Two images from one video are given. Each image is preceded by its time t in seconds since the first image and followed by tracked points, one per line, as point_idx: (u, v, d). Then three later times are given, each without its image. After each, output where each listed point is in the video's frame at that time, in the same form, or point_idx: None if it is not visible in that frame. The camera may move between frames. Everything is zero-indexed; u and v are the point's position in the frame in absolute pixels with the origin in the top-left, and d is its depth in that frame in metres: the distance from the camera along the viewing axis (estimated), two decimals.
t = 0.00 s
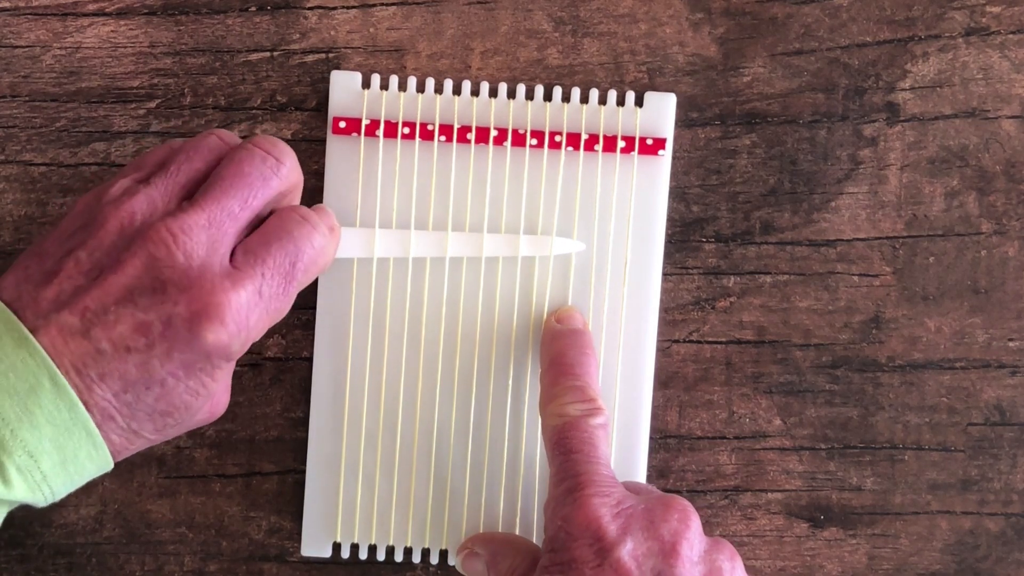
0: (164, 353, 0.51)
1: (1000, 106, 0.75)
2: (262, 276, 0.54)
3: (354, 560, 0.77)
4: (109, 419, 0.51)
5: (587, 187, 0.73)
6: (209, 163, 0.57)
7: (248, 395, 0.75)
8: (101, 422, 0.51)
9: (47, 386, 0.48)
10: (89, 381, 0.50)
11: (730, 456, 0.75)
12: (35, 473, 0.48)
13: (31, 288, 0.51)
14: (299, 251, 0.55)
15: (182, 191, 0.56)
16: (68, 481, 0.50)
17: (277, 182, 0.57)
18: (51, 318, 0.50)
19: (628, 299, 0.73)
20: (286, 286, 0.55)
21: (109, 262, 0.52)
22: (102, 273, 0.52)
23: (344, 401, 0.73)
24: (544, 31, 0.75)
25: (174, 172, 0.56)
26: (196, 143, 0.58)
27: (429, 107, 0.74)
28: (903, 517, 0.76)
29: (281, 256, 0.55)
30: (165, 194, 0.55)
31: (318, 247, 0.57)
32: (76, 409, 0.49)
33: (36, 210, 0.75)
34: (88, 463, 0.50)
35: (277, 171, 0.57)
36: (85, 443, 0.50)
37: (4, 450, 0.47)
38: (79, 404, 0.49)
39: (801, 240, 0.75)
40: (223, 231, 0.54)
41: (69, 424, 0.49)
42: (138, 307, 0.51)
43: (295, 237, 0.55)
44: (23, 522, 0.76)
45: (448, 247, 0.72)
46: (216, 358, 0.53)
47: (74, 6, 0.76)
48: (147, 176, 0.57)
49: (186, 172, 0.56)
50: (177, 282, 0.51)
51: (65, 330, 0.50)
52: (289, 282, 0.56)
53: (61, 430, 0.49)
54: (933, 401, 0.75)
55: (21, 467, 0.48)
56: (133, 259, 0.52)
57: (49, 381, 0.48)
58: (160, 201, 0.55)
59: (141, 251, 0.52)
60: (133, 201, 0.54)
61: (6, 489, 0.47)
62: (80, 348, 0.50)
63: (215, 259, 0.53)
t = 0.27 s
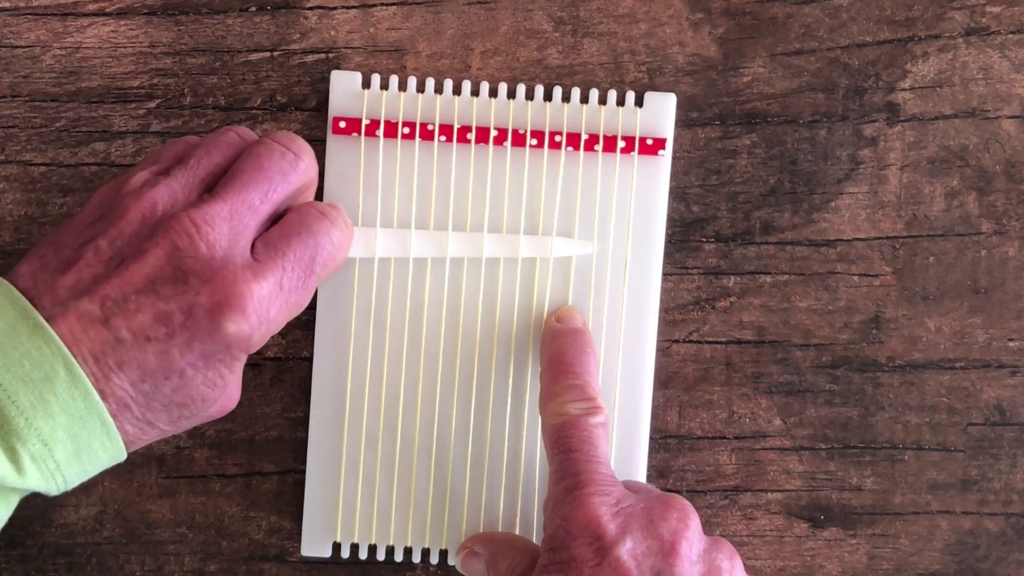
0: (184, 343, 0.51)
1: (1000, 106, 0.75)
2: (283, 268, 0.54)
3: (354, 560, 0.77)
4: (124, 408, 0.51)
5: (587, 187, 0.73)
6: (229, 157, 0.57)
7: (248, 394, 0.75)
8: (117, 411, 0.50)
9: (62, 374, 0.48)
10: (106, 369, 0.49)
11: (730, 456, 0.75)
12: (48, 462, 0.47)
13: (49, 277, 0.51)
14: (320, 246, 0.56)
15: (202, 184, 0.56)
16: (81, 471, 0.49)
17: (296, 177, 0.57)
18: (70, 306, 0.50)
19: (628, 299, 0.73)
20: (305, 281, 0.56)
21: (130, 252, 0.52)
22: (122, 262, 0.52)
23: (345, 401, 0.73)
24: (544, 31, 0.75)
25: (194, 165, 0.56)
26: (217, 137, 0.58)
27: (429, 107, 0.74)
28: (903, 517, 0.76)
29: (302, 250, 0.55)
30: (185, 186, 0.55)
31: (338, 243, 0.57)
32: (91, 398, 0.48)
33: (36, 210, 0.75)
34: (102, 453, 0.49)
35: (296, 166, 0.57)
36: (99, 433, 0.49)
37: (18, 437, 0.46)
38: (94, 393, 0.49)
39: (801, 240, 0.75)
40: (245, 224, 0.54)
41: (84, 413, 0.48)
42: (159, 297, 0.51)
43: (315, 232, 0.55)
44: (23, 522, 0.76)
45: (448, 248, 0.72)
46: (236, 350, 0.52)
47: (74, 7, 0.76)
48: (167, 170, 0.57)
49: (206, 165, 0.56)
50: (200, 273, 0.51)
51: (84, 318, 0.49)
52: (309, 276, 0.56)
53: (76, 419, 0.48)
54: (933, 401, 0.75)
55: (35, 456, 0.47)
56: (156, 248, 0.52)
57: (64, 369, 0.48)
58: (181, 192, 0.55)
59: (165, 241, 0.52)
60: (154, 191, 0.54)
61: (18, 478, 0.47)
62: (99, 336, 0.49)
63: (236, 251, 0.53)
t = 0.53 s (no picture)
0: (164, 343, 0.50)
1: (1000, 106, 0.75)
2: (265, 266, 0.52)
3: (354, 560, 0.77)
4: (104, 408, 0.51)
5: (587, 187, 0.73)
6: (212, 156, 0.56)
7: (248, 394, 0.75)
8: (98, 411, 0.51)
9: (40, 375, 0.48)
10: (86, 370, 0.49)
11: (730, 456, 0.75)
12: (29, 461, 0.48)
13: (28, 278, 0.51)
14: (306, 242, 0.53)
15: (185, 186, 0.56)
16: (62, 469, 0.50)
17: (282, 174, 0.55)
18: (48, 308, 0.50)
19: (628, 299, 0.73)
20: (289, 280, 0.53)
21: (108, 251, 0.52)
22: (100, 261, 0.52)
23: (344, 401, 0.73)
24: (544, 31, 0.75)
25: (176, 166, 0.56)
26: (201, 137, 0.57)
27: (429, 107, 0.74)
28: (903, 517, 0.76)
29: (286, 247, 0.53)
30: (166, 186, 0.55)
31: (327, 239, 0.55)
32: (70, 398, 0.49)
33: (36, 211, 0.75)
34: (82, 451, 0.50)
35: (283, 163, 0.55)
36: (78, 431, 0.50)
37: None
38: (73, 392, 0.49)
39: (801, 240, 0.75)
40: (224, 221, 0.53)
41: (63, 413, 0.49)
42: (137, 297, 0.50)
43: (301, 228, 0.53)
44: (23, 521, 0.76)
45: (447, 249, 0.72)
46: (216, 350, 0.52)
47: (74, 6, 0.76)
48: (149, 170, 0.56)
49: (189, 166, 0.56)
50: (178, 272, 0.50)
51: (63, 319, 0.49)
52: (293, 276, 0.54)
53: (55, 419, 0.49)
54: (933, 401, 0.75)
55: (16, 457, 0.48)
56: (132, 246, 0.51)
57: (42, 370, 0.48)
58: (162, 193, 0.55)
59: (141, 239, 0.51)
60: (134, 192, 0.54)
61: None
62: (78, 338, 0.49)
63: (215, 249, 0.52)
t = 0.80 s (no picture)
0: (156, 352, 0.51)
1: (1000, 106, 0.75)
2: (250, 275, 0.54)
3: (354, 560, 0.77)
4: (103, 423, 0.51)
5: (586, 186, 0.73)
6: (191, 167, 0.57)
7: (248, 394, 0.75)
8: (96, 426, 0.51)
9: (37, 393, 0.48)
10: (83, 385, 0.49)
11: (729, 456, 0.75)
12: (29, 480, 0.48)
13: (16, 297, 0.51)
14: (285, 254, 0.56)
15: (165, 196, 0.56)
16: (63, 487, 0.49)
17: (263, 186, 0.57)
18: (40, 326, 0.49)
19: (628, 299, 0.73)
20: (271, 287, 0.56)
21: (93, 265, 0.52)
22: (87, 275, 0.52)
23: (344, 402, 0.73)
24: (544, 31, 0.75)
25: (157, 175, 0.56)
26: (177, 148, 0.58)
27: (429, 107, 0.74)
28: (903, 517, 0.75)
29: (269, 258, 0.55)
30: (148, 197, 0.55)
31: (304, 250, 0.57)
32: (68, 415, 0.49)
33: (36, 211, 0.75)
34: (83, 469, 0.50)
35: (263, 174, 0.57)
36: (79, 448, 0.49)
37: None
38: (70, 409, 0.49)
39: (801, 240, 0.75)
40: (208, 232, 0.54)
41: (62, 430, 0.49)
42: (126, 308, 0.51)
43: (281, 241, 0.56)
44: (23, 522, 0.76)
45: (446, 251, 0.72)
46: (207, 356, 0.53)
47: (74, 7, 0.76)
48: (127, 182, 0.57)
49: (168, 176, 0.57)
50: (166, 282, 0.51)
51: (55, 335, 0.50)
52: (275, 284, 0.56)
53: (54, 436, 0.48)
54: (933, 401, 0.75)
55: (16, 475, 0.47)
56: (118, 259, 0.51)
57: (40, 388, 0.48)
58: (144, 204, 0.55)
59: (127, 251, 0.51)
60: (115, 203, 0.54)
61: None
62: (72, 353, 0.49)
63: (199, 258, 0.53)
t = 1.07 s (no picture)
0: (186, 331, 0.50)
1: (1000, 106, 0.75)
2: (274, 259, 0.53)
3: (354, 560, 0.77)
4: (132, 410, 0.50)
5: (584, 185, 0.74)
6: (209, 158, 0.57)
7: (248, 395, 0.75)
8: (124, 414, 0.50)
9: (60, 384, 0.47)
10: (112, 370, 0.49)
11: (730, 456, 0.75)
12: (51, 474, 0.46)
13: (40, 287, 0.50)
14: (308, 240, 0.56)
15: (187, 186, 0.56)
16: (87, 482, 0.48)
17: (283, 173, 0.57)
18: (66, 313, 0.49)
19: (625, 297, 0.73)
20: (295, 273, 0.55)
21: (119, 249, 0.51)
22: (112, 261, 0.51)
23: (343, 403, 0.73)
24: (544, 31, 0.75)
25: (176, 165, 0.56)
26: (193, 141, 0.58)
27: (423, 106, 0.74)
28: (903, 517, 0.76)
29: (291, 243, 0.54)
30: (169, 184, 0.55)
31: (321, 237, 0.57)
32: (91, 407, 0.47)
33: (36, 211, 0.75)
34: (107, 462, 0.48)
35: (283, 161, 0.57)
36: (102, 441, 0.48)
37: (19, 451, 0.45)
38: (94, 401, 0.48)
39: (801, 240, 0.75)
40: (233, 214, 0.53)
41: (85, 423, 0.47)
42: (154, 288, 0.50)
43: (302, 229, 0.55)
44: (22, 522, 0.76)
45: (443, 248, 0.72)
46: (236, 335, 0.51)
47: (74, 7, 0.76)
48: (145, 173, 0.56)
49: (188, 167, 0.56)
50: (195, 260, 0.50)
51: (81, 321, 0.49)
52: (298, 270, 0.55)
53: (77, 429, 0.47)
54: (933, 401, 0.75)
55: (38, 469, 0.46)
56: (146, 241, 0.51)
57: (62, 380, 0.47)
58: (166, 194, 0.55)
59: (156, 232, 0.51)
60: (137, 190, 0.54)
61: (22, 492, 0.46)
62: (100, 338, 0.49)
63: (225, 240, 0.52)
